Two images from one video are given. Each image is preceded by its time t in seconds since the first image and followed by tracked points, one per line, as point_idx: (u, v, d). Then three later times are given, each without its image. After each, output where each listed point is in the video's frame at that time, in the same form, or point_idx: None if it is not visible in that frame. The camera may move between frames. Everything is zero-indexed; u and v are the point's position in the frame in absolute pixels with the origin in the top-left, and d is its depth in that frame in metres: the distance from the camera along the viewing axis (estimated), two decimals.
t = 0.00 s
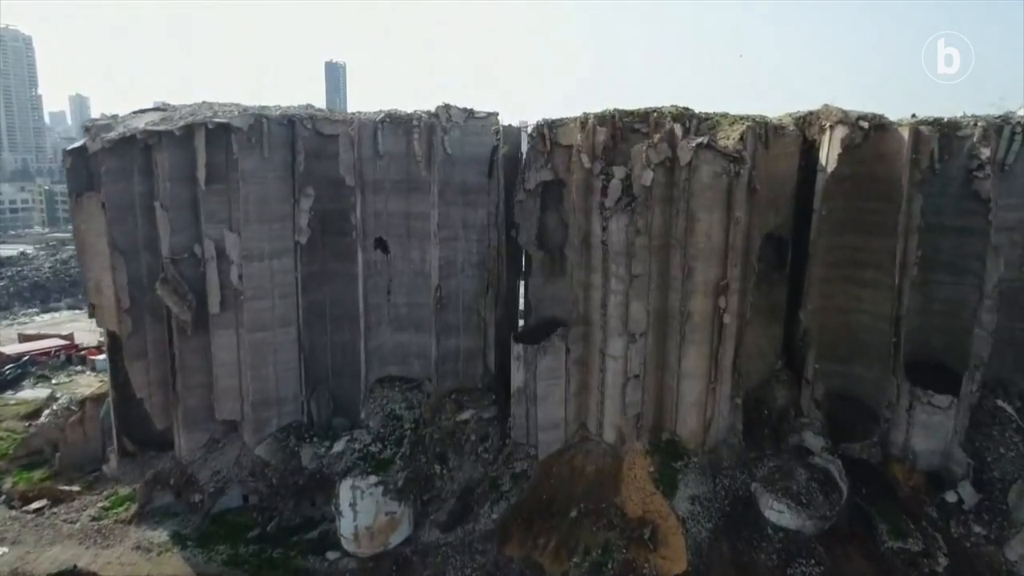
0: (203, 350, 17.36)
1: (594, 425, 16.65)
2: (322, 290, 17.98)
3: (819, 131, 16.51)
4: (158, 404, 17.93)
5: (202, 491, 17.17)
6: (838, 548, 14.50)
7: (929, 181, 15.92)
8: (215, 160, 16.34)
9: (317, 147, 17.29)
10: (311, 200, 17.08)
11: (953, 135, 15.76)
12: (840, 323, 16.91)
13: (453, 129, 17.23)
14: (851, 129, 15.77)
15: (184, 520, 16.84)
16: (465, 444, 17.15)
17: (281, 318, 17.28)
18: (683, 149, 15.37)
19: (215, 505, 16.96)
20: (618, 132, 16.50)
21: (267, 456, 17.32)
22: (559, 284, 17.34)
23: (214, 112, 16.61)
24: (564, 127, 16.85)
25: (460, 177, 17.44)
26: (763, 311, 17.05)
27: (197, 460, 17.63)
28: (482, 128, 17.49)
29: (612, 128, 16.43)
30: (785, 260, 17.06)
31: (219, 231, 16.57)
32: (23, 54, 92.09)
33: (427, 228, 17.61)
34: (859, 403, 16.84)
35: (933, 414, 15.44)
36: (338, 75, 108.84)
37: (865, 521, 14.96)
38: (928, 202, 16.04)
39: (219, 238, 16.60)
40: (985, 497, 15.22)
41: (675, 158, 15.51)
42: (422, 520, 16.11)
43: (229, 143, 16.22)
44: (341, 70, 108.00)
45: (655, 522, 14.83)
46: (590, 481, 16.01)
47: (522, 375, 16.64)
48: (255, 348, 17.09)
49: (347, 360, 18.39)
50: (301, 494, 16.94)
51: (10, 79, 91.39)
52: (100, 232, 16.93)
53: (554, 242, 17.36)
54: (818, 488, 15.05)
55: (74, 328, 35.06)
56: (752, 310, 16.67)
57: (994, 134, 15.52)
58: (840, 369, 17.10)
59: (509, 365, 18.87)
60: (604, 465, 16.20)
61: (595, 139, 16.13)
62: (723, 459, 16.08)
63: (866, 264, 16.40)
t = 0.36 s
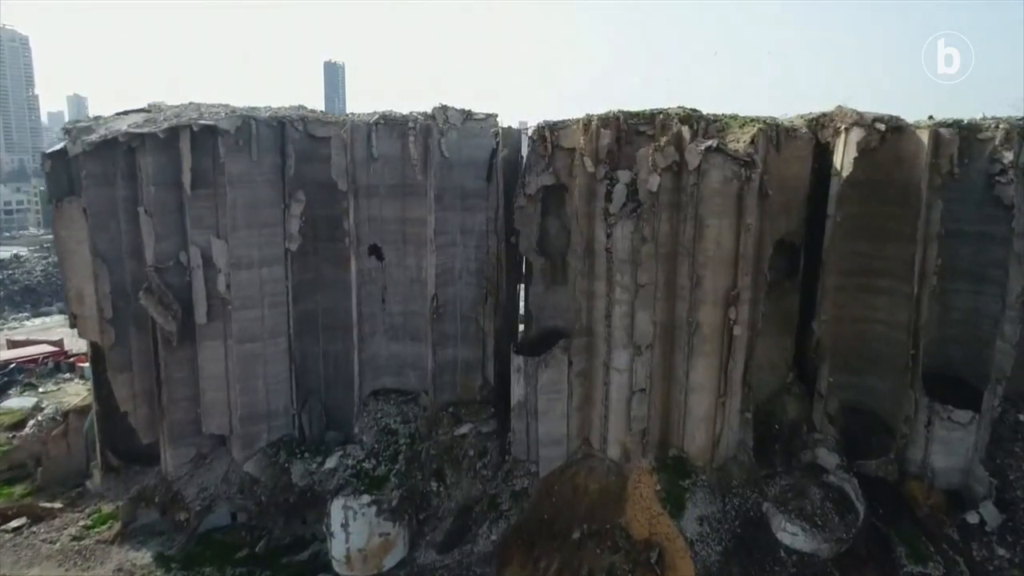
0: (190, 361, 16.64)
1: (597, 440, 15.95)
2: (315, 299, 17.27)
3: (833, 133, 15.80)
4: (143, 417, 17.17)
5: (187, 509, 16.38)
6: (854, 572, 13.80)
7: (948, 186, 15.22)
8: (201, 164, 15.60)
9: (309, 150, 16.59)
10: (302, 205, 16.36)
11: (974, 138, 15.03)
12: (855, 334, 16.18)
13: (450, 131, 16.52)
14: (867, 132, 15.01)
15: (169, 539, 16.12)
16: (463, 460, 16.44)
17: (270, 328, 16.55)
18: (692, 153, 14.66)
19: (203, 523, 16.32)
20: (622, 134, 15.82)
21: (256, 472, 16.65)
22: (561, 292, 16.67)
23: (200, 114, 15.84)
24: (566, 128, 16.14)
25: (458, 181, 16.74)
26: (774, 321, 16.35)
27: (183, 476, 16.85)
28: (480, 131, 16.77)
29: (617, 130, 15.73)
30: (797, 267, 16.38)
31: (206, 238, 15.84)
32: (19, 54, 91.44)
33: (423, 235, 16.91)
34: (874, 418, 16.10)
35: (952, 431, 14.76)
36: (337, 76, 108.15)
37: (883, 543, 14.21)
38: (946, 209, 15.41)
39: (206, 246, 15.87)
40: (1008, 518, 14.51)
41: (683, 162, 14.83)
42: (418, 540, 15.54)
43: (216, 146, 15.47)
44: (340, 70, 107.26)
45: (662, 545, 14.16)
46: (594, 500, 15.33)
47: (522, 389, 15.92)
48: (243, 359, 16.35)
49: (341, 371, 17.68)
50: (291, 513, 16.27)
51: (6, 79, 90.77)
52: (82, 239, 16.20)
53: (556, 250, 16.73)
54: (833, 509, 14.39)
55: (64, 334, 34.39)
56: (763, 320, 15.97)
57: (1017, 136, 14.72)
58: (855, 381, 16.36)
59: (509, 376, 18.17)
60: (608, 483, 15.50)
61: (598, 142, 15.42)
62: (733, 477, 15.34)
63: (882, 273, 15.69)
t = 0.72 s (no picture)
0: (175, 375, 15.90)
1: (601, 458, 15.22)
2: (306, 309, 16.54)
3: (849, 136, 15.03)
4: (126, 433, 16.39)
5: (173, 530, 15.68)
6: None
7: (970, 193, 14.51)
8: (185, 169, 14.85)
9: (299, 154, 15.87)
10: (293, 211, 15.64)
11: (997, 141, 14.31)
12: (872, 347, 15.53)
13: (447, 134, 15.78)
14: (885, 134, 14.12)
15: (154, 562, 15.43)
16: (461, 478, 15.72)
17: (259, 340, 15.82)
18: (701, 157, 13.90)
19: (188, 545, 15.56)
20: (627, 138, 15.12)
21: (244, 491, 15.87)
22: (563, 303, 15.98)
23: (184, 116, 15.09)
24: (569, 131, 15.40)
25: (455, 187, 16.00)
26: (785, 332, 15.61)
27: (168, 495, 16.12)
28: (478, 133, 15.99)
29: (621, 134, 15.02)
30: (811, 277, 15.58)
31: (191, 247, 15.10)
32: (15, 54, 90.67)
33: (420, 243, 16.20)
34: (892, 435, 15.43)
35: (976, 449, 14.02)
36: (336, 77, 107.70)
37: (903, 568, 13.50)
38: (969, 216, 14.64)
39: (191, 254, 15.13)
40: None
41: (692, 168, 14.09)
42: (413, 564, 14.75)
43: (201, 150, 14.73)
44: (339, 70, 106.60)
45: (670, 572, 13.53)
46: (599, 522, 14.59)
47: (523, 405, 15.20)
48: (231, 373, 15.62)
49: (333, 384, 16.95)
50: (281, 534, 15.56)
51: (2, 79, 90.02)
52: (61, 247, 15.46)
53: (559, 259, 16.07)
54: (851, 533, 13.64)
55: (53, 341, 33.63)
56: (775, 332, 15.25)
57: None
58: (871, 396, 15.72)
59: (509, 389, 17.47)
60: (613, 504, 14.77)
61: (603, 146, 14.64)
62: (743, 497, 14.64)
63: (900, 283, 14.98)
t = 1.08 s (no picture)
0: (158, 393, 15.16)
1: (606, 479, 14.52)
2: (297, 323, 15.81)
3: (866, 142, 14.34)
4: (108, 452, 15.63)
5: (156, 555, 14.95)
6: None
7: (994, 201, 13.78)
8: (168, 176, 14.10)
9: (289, 160, 15.09)
10: (282, 220, 14.92)
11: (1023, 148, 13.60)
12: (888, 364, 14.76)
13: (444, 140, 15.05)
14: (906, 141, 13.45)
15: None
16: (459, 500, 15.00)
17: (247, 356, 15.08)
18: (712, 165, 13.18)
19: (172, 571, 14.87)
20: (634, 143, 14.40)
21: (231, 514, 15.14)
22: (566, 316, 15.29)
23: (168, 121, 14.36)
24: (572, 136, 14.73)
25: (453, 194, 15.26)
26: (799, 347, 14.89)
27: (152, 518, 15.36)
28: (477, 139, 15.27)
29: (627, 139, 14.31)
30: (825, 289, 14.89)
31: (175, 258, 14.35)
32: (11, 54, 89.94)
33: (415, 254, 15.48)
34: (911, 455, 14.66)
35: (1000, 473, 13.30)
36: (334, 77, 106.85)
37: None
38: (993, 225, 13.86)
39: (175, 266, 14.39)
40: None
41: (702, 175, 13.38)
42: None
43: (185, 156, 13.98)
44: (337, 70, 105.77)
45: None
46: (603, 549, 13.93)
47: (523, 424, 14.45)
48: (217, 391, 14.88)
49: (325, 400, 16.21)
50: (269, 559, 14.65)
51: None
52: (39, 258, 14.72)
53: (561, 270, 15.35)
54: (870, 562, 12.95)
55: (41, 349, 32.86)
56: (788, 348, 14.52)
57: None
58: (888, 414, 14.93)
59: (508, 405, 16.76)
60: (617, 529, 14.08)
61: (608, 152, 13.91)
62: (755, 521, 13.92)
63: (919, 296, 14.28)
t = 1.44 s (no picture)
0: (141, 413, 14.47)
1: (611, 504, 13.81)
2: (287, 338, 15.09)
3: (885, 149, 13.62)
4: (88, 474, 14.85)
5: None
6: None
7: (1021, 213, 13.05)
8: (150, 186, 13.37)
9: (277, 168, 14.36)
10: (270, 231, 14.17)
11: None
12: (909, 380, 14.05)
13: (441, 147, 14.32)
14: (928, 149, 12.61)
15: None
16: (456, 525, 14.29)
17: (234, 374, 14.34)
18: (724, 175, 12.45)
19: None
20: (640, 151, 13.69)
21: (217, 540, 14.41)
22: (569, 332, 14.60)
23: (149, 127, 13.59)
24: (576, 143, 14.00)
25: (450, 204, 14.52)
26: (814, 364, 14.16)
27: (134, 544, 14.60)
28: (476, 146, 14.55)
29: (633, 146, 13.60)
30: (842, 304, 14.16)
31: (157, 271, 13.61)
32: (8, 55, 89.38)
33: (411, 266, 14.75)
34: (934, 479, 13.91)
35: None
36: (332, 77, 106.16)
37: None
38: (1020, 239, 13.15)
39: (157, 280, 13.65)
40: None
41: (713, 185, 12.65)
42: None
43: (167, 165, 13.23)
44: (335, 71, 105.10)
45: None
46: None
47: (524, 446, 13.71)
48: (202, 412, 14.15)
49: (316, 418, 15.48)
50: None
51: None
52: (13, 271, 13.91)
53: (564, 283, 14.66)
54: None
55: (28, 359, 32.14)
56: (803, 366, 13.81)
57: None
58: (908, 433, 14.25)
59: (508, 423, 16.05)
60: (623, 558, 13.43)
61: (614, 161, 13.18)
62: (769, 549, 13.19)
63: (942, 311, 13.46)
